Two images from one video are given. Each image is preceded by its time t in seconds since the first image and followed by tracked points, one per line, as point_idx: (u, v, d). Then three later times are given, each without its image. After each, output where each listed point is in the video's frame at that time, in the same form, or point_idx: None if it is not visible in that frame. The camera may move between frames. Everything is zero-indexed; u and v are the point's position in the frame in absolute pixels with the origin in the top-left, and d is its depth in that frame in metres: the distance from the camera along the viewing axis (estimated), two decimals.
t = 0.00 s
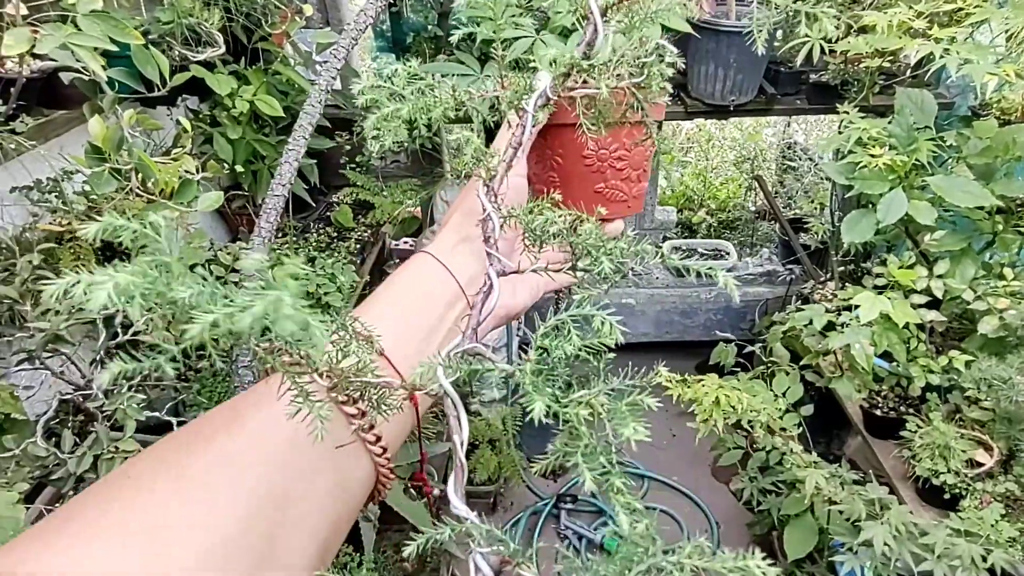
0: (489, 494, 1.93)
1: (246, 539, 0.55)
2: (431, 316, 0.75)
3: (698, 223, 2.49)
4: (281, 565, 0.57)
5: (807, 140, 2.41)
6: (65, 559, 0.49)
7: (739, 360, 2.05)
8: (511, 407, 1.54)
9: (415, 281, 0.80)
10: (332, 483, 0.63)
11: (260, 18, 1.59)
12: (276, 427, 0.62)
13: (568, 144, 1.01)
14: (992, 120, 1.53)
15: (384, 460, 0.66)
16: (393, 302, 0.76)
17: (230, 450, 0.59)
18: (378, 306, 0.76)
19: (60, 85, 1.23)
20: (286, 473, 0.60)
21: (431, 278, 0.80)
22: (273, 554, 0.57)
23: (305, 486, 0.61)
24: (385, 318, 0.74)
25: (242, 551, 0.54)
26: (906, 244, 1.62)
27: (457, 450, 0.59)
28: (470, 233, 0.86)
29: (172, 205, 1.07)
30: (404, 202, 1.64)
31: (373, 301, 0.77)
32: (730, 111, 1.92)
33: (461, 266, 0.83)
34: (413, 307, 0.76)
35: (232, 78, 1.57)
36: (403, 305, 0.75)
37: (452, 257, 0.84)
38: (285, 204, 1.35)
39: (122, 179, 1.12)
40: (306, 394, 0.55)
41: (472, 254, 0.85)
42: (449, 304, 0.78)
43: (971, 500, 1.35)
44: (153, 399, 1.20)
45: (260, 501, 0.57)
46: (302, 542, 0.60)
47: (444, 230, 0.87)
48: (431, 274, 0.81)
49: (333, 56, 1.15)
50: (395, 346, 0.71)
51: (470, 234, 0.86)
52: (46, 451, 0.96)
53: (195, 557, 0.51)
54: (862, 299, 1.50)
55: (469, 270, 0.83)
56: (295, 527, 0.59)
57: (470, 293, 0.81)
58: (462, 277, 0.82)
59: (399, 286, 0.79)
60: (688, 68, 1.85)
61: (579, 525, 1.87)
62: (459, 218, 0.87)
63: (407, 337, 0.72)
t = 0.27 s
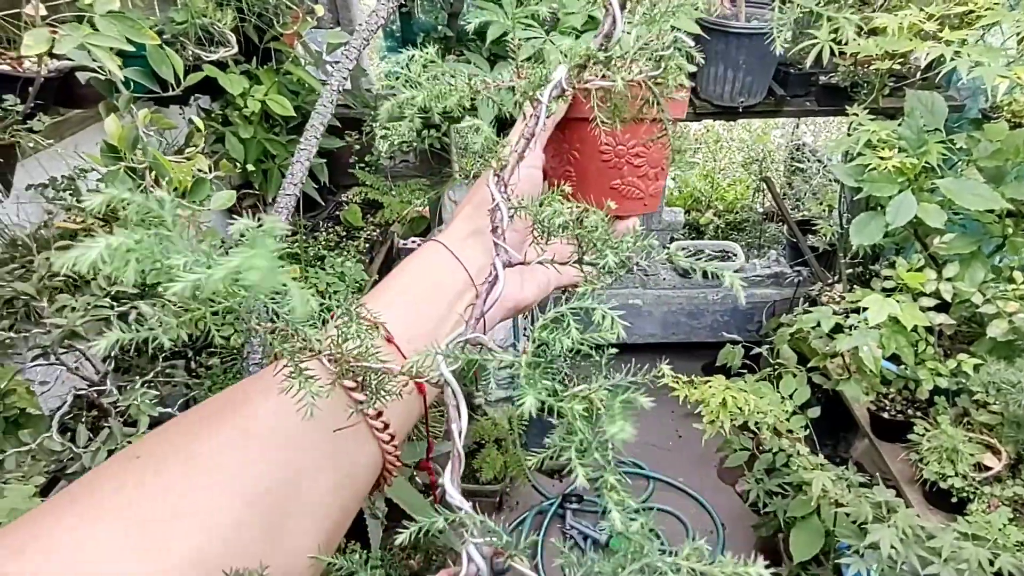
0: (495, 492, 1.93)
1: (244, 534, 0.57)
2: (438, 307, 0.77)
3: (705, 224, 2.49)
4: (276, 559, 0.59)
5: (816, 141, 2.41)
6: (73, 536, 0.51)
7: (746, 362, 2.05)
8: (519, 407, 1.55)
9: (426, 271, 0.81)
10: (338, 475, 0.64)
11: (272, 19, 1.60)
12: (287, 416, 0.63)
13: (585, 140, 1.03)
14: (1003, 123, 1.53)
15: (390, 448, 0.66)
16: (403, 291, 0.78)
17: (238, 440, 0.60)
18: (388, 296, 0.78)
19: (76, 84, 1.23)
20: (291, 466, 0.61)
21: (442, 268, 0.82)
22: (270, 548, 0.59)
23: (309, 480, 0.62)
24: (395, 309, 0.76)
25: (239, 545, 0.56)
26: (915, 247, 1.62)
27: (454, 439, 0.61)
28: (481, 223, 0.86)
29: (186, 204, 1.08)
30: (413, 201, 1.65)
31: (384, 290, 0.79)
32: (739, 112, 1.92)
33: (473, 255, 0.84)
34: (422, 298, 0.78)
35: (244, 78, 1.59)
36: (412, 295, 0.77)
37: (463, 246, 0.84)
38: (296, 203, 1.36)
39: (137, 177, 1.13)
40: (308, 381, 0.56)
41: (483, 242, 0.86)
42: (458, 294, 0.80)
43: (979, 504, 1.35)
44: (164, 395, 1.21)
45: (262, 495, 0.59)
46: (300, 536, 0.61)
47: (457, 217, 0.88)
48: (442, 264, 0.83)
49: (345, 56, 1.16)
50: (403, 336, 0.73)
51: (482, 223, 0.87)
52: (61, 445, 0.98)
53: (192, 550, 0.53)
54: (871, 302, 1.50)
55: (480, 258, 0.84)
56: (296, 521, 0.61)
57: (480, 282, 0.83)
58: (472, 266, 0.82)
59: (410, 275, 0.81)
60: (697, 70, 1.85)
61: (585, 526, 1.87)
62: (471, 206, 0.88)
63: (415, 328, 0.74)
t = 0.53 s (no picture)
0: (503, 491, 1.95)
1: (253, 527, 0.57)
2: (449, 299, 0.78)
3: (714, 224, 2.48)
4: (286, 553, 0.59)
5: (825, 142, 2.41)
6: (85, 530, 0.52)
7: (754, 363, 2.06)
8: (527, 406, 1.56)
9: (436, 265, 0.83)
10: (345, 468, 0.64)
11: (283, 19, 1.61)
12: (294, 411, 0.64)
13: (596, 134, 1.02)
14: (1015, 123, 1.52)
15: (399, 441, 0.67)
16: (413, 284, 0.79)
17: (246, 435, 0.61)
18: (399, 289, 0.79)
19: (93, 83, 1.25)
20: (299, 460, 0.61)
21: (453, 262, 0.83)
22: (280, 542, 0.58)
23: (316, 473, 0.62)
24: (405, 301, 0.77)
25: (249, 538, 0.56)
26: (925, 247, 1.62)
27: (461, 431, 0.61)
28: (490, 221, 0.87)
29: (200, 202, 1.10)
30: (422, 201, 1.66)
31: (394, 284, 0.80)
32: (748, 113, 1.92)
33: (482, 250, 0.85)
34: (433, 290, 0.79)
35: (256, 78, 1.60)
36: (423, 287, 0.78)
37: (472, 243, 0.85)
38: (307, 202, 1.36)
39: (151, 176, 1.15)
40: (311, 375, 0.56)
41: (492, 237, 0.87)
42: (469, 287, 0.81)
43: (988, 505, 1.35)
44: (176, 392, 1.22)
45: (271, 489, 0.59)
46: (309, 530, 0.61)
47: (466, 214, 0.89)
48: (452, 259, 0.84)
49: (356, 55, 1.17)
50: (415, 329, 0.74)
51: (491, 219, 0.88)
52: (77, 439, 0.98)
53: (201, 543, 0.53)
54: (881, 302, 1.49)
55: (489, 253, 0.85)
56: (304, 515, 0.61)
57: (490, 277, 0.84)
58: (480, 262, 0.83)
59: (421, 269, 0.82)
60: (707, 70, 1.85)
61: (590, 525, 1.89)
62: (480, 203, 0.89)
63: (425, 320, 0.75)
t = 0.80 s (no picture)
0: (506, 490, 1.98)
1: (256, 523, 0.53)
2: (453, 294, 0.75)
3: (718, 224, 2.48)
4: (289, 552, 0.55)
5: (831, 142, 2.41)
6: (84, 522, 0.49)
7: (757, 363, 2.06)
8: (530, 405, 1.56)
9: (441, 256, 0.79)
10: (347, 463, 0.60)
11: (289, 18, 1.62)
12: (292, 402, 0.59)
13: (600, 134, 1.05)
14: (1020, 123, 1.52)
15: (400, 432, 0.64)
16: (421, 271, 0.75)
17: (249, 424, 0.57)
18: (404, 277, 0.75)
19: (99, 82, 1.26)
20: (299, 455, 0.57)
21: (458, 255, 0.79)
22: (283, 540, 0.55)
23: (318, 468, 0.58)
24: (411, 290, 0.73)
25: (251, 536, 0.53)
26: (929, 248, 1.62)
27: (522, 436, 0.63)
28: (496, 216, 0.84)
29: (206, 200, 1.11)
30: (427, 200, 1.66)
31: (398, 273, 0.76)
32: (752, 112, 1.92)
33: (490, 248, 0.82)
34: (438, 282, 0.75)
35: (261, 77, 1.61)
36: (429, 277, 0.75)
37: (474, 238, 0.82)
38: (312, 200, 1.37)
39: (157, 173, 1.15)
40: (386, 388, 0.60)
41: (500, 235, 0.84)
42: (472, 285, 0.78)
43: (991, 506, 1.35)
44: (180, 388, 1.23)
45: (271, 484, 0.55)
46: (315, 526, 0.57)
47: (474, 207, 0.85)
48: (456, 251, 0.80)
49: (361, 54, 1.17)
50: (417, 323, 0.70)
51: (500, 215, 0.85)
52: (82, 433, 0.98)
53: (203, 540, 0.50)
54: (884, 302, 1.50)
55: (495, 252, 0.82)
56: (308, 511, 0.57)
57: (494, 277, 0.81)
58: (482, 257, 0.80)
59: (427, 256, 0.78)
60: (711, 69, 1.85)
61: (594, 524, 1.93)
62: (489, 197, 0.86)
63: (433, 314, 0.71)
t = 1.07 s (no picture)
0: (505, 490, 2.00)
1: (237, 517, 0.55)
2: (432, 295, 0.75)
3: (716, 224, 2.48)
4: (270, 548, 0.57)
5: (830, 142, 2.41)
6: (65, 518, 0.51)
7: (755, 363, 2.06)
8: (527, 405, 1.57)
9: (423, 257, 0.79)
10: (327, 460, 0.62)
11: (286, 18, 1.62)
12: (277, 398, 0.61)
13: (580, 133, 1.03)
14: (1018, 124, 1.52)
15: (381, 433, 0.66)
16: (402, 272, 0.76)
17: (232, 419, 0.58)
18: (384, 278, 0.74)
19: (96, 83, 1.28)
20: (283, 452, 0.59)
21: (440, 256, 0.80)
22: (262, 536, 0.57)
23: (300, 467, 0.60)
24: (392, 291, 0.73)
25: (235, 529, 0.55)
26: (926, 248, 1.62)
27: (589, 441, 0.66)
28: (476, 213, 0.86)
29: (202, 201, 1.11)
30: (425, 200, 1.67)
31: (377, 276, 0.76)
32: (750, 113, 1.92)
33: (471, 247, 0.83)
34: (420, 283, 0.75)
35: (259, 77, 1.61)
36: (409, 278, 0.75)
37: (455, 234, 0.83)
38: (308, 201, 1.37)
39: (154, 174, 1.15)
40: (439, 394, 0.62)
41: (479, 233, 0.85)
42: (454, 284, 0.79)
43: (988, 506, 1.35)
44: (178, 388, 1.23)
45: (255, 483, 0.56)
46: (294, 522, 0.59)
47: (456, 204, 0.85)
48: (437, 252, 0.80)
49: (357, 55, 1.17)
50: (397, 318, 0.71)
51: (480, 213, 0.86)
52: (78, 434, 0.98)
53: (181, 535, 0.52)
54: (881, 302, 1.50)
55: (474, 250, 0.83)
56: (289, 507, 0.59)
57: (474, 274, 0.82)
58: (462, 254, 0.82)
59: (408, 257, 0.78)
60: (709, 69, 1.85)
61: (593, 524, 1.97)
62: (470, 194, 0.86)
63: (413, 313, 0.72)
